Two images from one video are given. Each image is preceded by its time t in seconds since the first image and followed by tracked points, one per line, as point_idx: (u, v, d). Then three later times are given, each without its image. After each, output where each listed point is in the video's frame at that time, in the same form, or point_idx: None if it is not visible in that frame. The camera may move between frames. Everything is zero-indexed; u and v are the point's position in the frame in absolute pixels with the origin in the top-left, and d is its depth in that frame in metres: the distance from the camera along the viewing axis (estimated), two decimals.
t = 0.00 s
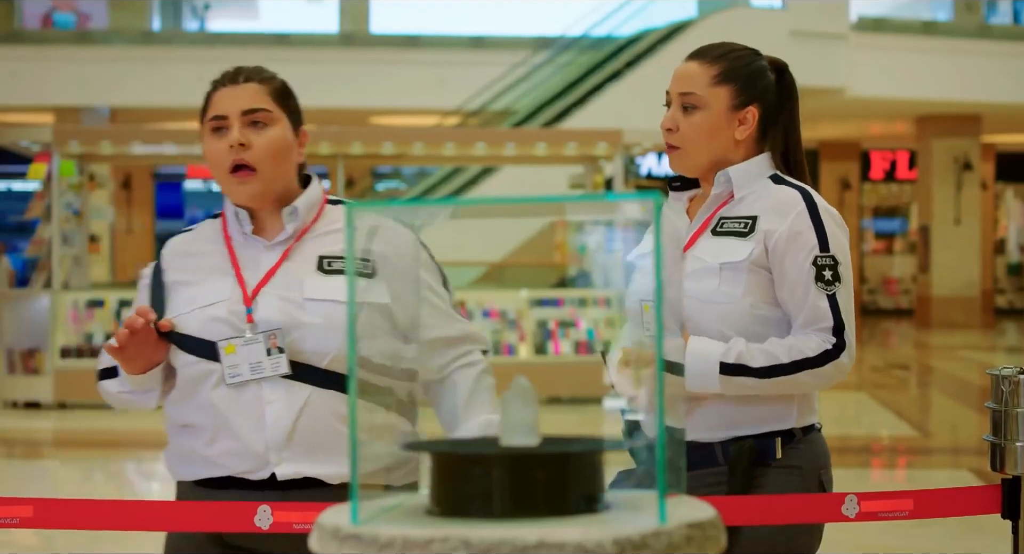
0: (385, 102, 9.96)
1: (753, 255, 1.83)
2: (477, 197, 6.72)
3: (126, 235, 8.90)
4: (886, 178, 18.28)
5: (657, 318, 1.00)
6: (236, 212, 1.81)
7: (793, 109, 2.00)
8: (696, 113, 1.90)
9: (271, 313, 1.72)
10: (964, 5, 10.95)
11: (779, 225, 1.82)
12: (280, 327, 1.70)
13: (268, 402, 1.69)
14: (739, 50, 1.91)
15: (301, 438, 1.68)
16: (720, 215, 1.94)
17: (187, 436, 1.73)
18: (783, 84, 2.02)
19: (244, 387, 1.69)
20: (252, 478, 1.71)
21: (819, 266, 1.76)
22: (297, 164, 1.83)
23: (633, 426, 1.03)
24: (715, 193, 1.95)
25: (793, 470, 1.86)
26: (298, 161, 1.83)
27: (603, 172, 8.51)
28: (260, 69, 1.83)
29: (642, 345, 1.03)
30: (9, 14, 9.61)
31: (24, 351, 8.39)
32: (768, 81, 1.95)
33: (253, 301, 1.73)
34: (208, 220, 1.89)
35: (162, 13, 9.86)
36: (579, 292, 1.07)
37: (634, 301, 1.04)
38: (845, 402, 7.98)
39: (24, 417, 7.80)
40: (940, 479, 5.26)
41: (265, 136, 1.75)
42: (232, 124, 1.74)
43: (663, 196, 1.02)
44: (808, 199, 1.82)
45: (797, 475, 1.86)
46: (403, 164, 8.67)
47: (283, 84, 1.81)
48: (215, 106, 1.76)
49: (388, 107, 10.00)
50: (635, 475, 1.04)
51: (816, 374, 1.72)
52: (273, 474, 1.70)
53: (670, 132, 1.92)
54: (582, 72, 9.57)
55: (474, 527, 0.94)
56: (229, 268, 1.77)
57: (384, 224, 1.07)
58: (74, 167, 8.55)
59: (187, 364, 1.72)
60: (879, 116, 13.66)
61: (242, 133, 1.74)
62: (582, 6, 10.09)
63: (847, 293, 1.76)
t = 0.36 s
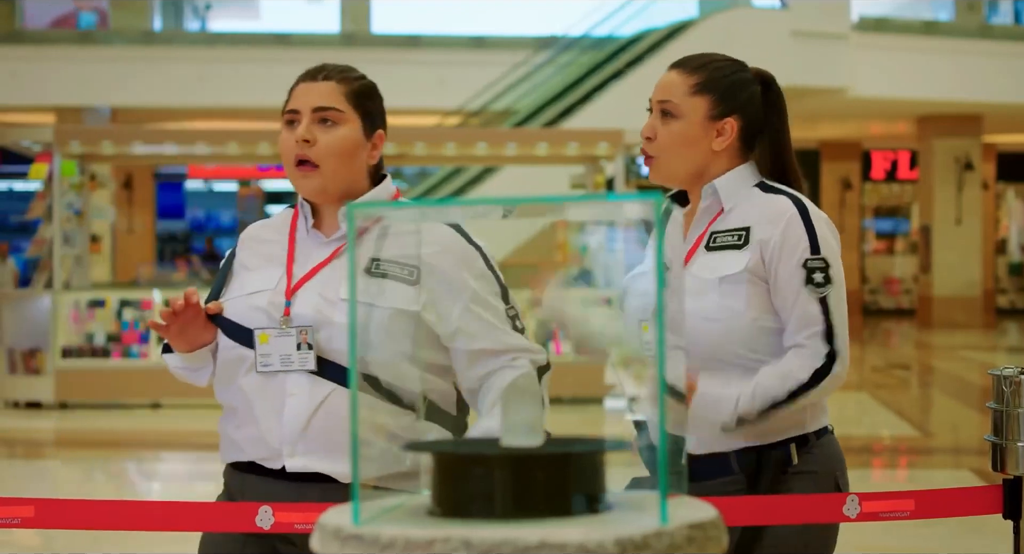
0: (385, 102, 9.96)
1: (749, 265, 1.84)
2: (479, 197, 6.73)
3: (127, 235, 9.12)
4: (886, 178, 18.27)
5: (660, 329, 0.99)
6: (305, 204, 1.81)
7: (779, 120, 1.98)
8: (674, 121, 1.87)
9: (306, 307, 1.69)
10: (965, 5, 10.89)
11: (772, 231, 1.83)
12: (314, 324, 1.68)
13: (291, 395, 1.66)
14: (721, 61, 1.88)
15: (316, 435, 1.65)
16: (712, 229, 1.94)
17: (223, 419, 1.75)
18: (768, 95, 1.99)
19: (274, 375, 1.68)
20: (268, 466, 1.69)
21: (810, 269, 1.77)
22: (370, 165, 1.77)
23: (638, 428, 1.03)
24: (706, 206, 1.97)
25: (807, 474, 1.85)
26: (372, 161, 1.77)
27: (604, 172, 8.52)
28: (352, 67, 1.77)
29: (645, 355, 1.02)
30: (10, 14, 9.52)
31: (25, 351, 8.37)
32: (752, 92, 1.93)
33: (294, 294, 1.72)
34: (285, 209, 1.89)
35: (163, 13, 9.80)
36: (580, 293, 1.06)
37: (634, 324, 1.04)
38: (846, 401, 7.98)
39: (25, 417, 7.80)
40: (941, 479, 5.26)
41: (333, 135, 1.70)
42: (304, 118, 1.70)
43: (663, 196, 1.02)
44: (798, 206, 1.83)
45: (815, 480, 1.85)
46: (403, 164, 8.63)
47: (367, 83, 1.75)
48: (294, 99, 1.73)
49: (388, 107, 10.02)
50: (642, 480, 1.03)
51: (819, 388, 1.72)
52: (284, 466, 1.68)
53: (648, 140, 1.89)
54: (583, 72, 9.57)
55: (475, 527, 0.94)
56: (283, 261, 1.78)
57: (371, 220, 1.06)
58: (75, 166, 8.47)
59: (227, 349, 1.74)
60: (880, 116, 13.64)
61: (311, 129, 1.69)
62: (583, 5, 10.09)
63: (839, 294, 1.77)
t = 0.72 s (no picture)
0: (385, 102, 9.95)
1: (732, 267, 1.83)
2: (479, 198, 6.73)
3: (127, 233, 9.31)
4: (886, 178, 18.25)
5: (658, 341, 0.99)
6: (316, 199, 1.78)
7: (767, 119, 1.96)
8: (658, 120, 1.85)
9: (320, 297, 1.67)
10: (965, 5, 10.87)
11: (757, 235, 1.82)
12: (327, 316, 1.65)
13: (294, 386, 1.66)
14: (709, 61, 1.87)
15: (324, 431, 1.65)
16: (694, 229, 1.93)
17: (221, 410, 1.72)
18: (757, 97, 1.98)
19: (277, 364, 1.67)
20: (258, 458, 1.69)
21: (800, 271, 1.76)
22: (387, 168, 1.75)
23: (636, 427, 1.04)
24: (688, 207, 1.94)
25: (800, 473, 1.86)
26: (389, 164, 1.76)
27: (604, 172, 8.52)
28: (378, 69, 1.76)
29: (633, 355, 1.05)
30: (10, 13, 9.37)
31: (25, 351, 8.35)
32: (739, 93, 1.91)
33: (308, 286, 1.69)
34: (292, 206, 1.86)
35: (164, 12, 9.75)
36: (580, 293, 1.10)
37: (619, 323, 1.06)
38: (846, 401, 7.99)
39: (25, 417, 7.80)
40: (941, 479, 5.26)
41: (356, 136, 1.68)
42: (328, 116, 1.68)
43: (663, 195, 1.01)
44: (781, 206, 1.82)
45: (808, 479, 1.86)
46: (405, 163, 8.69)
47: (392, 86, 1.73)
48: (320, 96, 1.71)
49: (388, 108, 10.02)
50: (645, 479, 1.03)
51: (810, 386, 1.74)
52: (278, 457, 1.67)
53: (633, 137, 1.88)
54: (583, 72, 9.57)
55: (476, 529, 0.94)
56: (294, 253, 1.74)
57: (381, 222, 1.07)
58: (75, 166, 8.46)
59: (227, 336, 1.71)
60: (880, 116, 13.63)
61: (336, 127, 1.67)
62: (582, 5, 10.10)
63: (831, 294, 1.76)
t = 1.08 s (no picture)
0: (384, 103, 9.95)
1: (716, 256, 1.80)
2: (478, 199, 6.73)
3: (126, 235, 9.07)
4: (885, 178, 18.29)
5: (658, 334, 1.02)
6: (311, 197, 1.75)
7: (755, 115, 1.96)
8: (646, 119, 1.83)
9: (332, 296, 1.67)
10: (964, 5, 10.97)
11: (741, 223, 1.79)
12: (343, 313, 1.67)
13: (310, 383, 1.66)
14: (697, 57, 1.85)
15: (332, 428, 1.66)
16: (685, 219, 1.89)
17: (223, 410, 1.70)
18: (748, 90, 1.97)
19: (290, 363, 1.66)
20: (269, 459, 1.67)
21: (780, 260, 1.73)
22: (381, 168, 1.76)
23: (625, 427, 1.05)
24: (678, 197, 1.90)
25: (788, 470, 1.85)
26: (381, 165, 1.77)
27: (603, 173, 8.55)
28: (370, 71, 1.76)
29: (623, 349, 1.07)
30: (10, 15, 9.61)
31: (25, 351, 8.36)
32: (728, 88, 1.89)
33: (317, 284, 1.68)
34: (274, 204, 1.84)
35: (162, 13, 9.77)
36: (578, 292, 1.08)
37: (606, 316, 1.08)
38: (844, 402, 8.00)
39: (26, 417, 7.82)
40: (939, 480, 5.28)
41: (355, 138, 1.68)
42: (327, 116, 1.68)
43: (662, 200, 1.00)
44: (769, 196, 1.79)
45: (795, 476, 1.85)
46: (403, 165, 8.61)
47: (388, 89, 1.74)
48: (316, 96, 1.70)
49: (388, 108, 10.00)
50: (636, 480, 1.04)
51: (783, 378, 1.69)
52: (295, 455, 1.66)
53: (622, 136, 1.87)
54: (582, 72, 9.59)
55: (477, 530, 0.94)
56: (295, 251, 1.72)
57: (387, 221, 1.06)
58: (74, 167, 8.55)
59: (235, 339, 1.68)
60: (879, 117, 13.65)
61: (334, 128, 1.67)
62: (582, 6, 10.13)
63: (812, 285, 1.72)
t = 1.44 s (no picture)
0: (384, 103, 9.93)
1: (698, 249, 1.80)
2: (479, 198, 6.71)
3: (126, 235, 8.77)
4: (885, 178, 18.28)
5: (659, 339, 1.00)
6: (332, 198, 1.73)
7: (749, 111, 1.97)
8: (634, 112, 1.85)
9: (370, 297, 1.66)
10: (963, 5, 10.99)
11: (723, 217, 1.79)
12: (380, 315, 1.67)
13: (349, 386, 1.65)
14: (684, 48, 1.85)
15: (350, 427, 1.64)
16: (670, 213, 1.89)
17: (244, 412, 1.70)
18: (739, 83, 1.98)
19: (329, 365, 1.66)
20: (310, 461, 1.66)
21: (763, 254, 1.72)
22: (399, 176, 1.77)
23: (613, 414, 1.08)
24: (666, 191, 1.89)
25: (778, 472, 1.86)
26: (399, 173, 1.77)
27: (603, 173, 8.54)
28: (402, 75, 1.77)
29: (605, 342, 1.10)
30: (9, 14, 9.60)
31: (24, 351, 8.38)
32: (719, 83, 1.90)
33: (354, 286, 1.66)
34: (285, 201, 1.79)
35: (162, 13, 9.77)
36: (576, 292, 1.08)
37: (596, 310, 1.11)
38: (843, 402, 7.99)
39: (24, 417, 7.81)
40: (939, 479, 5.28)
41: (385, 145, 1.69)
42: (359, 118, 1.69)
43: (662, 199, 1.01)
44: (752, 190, 1.78)
45: (785, 477, 1.86)
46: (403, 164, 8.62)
47: (418, 99, 1.76)
48: (352, 95, 1.70)
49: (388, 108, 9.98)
50: (632, 480, 1.04)
51: (768, 372, 1.67)
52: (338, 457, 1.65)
53: (610, 130, 1.88)
54: (582, 72, 9.60)
55: (478, 530, 0.94)
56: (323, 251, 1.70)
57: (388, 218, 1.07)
58: (73, 167, 8.54)
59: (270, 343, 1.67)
60: (879, 116, 13.65)
61: (365, 131, 1.68)
62: (583, 6, 10.13)
63: (797, 278, 1.70)
